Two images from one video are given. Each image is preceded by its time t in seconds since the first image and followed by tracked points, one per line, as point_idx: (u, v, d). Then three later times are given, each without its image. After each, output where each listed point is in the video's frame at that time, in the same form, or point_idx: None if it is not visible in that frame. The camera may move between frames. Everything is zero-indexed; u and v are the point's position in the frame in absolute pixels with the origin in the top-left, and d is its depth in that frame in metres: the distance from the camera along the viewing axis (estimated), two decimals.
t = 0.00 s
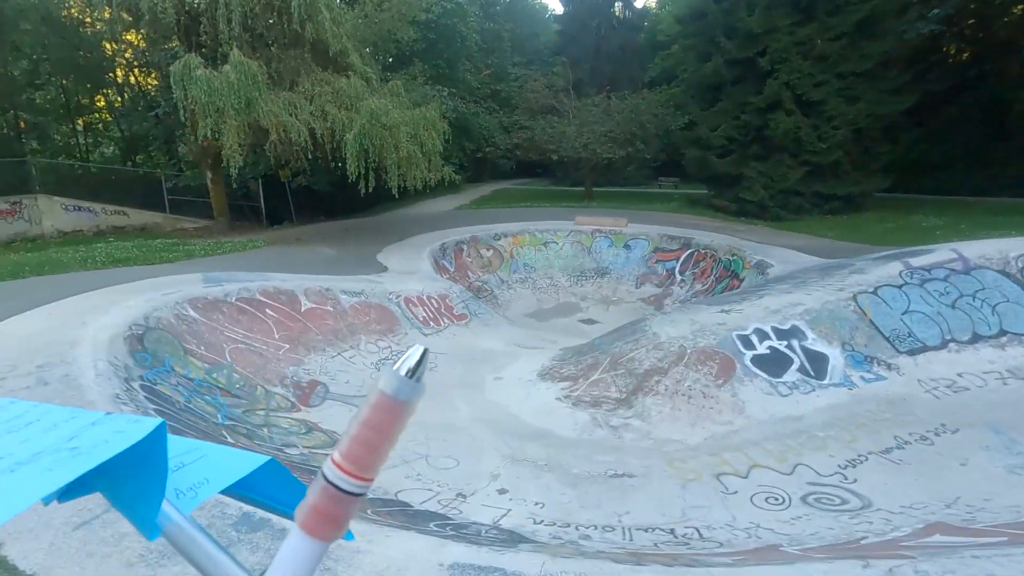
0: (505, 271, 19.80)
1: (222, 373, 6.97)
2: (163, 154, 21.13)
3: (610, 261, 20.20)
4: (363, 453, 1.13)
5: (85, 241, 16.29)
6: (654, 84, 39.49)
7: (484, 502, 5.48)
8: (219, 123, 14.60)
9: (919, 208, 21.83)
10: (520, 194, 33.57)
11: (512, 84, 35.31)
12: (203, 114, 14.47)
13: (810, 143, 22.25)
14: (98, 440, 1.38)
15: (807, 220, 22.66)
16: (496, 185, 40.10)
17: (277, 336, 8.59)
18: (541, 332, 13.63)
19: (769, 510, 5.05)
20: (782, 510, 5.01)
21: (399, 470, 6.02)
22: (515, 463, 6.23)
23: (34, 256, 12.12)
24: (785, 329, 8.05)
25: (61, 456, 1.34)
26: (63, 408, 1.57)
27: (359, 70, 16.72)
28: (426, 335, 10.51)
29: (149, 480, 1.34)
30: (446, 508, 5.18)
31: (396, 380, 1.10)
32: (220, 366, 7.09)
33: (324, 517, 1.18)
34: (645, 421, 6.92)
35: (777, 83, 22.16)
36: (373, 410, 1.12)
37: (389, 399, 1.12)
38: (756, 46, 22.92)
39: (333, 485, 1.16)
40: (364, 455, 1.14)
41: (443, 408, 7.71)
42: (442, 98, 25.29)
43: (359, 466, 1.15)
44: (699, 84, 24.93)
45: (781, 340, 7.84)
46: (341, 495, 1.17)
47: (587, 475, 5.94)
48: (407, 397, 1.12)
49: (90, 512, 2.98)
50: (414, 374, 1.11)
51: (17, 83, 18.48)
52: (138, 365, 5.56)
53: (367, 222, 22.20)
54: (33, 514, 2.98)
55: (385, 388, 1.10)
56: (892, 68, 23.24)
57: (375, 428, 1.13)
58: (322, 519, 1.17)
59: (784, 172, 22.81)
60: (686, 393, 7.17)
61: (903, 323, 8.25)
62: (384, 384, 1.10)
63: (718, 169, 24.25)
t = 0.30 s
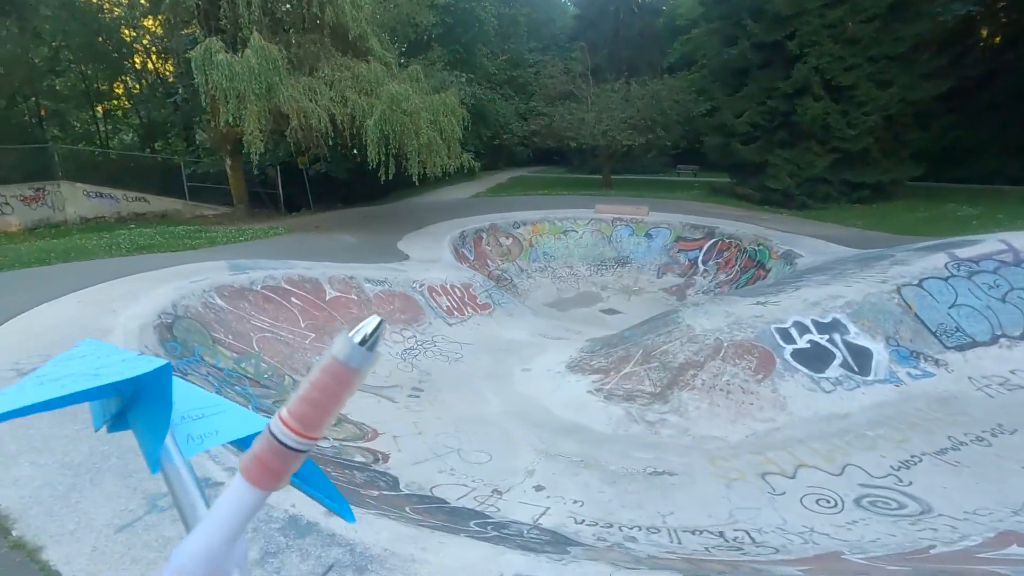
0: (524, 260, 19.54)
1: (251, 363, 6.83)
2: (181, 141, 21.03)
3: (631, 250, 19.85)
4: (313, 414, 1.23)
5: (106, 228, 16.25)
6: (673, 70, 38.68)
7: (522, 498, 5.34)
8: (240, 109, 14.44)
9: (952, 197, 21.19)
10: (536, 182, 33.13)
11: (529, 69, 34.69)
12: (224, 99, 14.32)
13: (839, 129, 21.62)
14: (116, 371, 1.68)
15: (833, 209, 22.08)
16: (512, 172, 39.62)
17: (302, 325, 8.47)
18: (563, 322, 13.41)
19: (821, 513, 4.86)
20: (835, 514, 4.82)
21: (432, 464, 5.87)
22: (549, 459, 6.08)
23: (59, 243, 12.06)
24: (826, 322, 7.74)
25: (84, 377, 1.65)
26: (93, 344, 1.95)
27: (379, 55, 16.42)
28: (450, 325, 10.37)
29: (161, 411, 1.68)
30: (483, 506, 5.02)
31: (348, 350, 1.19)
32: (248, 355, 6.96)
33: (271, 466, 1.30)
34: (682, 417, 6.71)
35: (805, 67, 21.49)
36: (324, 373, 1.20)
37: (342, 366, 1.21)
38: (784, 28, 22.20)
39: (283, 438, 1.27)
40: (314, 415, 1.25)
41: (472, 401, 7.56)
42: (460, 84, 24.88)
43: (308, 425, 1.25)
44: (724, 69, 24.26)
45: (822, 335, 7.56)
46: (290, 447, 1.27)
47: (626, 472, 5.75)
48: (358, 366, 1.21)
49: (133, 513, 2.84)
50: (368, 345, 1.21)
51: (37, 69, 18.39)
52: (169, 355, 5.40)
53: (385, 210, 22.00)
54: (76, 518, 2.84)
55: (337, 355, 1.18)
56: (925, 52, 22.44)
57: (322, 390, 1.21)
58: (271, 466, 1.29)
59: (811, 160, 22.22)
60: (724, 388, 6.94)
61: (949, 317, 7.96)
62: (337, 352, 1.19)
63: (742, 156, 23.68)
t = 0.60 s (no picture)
0: (538, 252, 19.29)
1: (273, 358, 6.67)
2: (191, 131, 20.81)
3: (646, 242, 19.52)
4: (229, 390, 1.05)
5: (117, 219, 16.11)
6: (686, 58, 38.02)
7: (558, 501, 5.17)
8: (253, 98, 14.21)
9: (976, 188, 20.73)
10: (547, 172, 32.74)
11: (539, 58, 34.16)
12: (237, 87, 14.09)
13: (860, 119, 21.14)
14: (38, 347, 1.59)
15: (853, 200, 21.64)
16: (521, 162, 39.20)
17: (321, 319, 8.30)
18: (580, 315, 13.20)
19: (874, 521, 4.67)
20: (889, 523, 4.63)
21: (461, 465, 5.70)
22: (580, 459, 5.89)
23: (72, 234, 11.91)
24: (862, 319, 7.48)
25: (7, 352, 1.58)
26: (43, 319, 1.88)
27: (392, 43, 16.10)
28: (469, 319, 10.17)
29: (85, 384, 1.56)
30: (518, 511, 4.86)
31: (266, 317, 1.00)
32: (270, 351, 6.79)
33: (185, 452, 1.12)
34: (716, 417, 6.50)
35: (827, 54, 20.97)
36: (243, 343, 1.01)
37: (262, 336, 1.03)
38: (805, 15, 21.63)
39: (195, 416, 1.09)
40: (229, 393, 1.07)
41: (496, 398, 7.37)
42: (472, 73, 24.49)
43: (224, 405, 1.07)
44: (741, 56, 23.73)
45: (858, 332, 7.31)
46: (203, 427, 1.09)
47: (661, 474, 5.55)
48: (281, 339, 1.02)
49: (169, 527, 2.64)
50: (295, 316, 1.03)
51: (47, 58, 18.19)
52: (192, 353, 5.23)
53: (396, 201, 21.76)
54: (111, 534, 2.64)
55: (255, 324, 1.00)
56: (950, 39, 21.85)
57: (242, 362, 1.03)
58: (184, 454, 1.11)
59: (830, 150, 21.77)
60: (758, 387, 6.72)
61: (989, 315, 7.71)
62: (255, 322, 1.01)
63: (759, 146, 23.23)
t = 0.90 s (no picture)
0: (547, 243, 19.05)
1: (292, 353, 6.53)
2: (194, 120, 20.48)
3: (656, 233, 19.26)
4: (252, 330, 1.10)
5: (122, 210, 15.87)
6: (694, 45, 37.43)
7: (594, 503, 5.00)
8: (262, 86, 13.94)
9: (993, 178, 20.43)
10: (553, 161, 32.36)
11: (545, 45, 33.63)
12: (246, 75, 13.81)
13: (875, 107, 20.79)
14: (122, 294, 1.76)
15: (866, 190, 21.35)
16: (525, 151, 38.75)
17: (337, 313, 8.12)
18: (594, 308, 12.99)
19: (923, 526, 4.53)
20: (939, 527, 4.51)
21: (488, 465, 5.53)
22: (611, 459, 5.72)
23: (78, 226, 11.67)
24: (894, 313, 7.26)
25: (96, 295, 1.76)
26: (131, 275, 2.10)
27: (400, 29, 15.75)
28: (485, 312, 9.98)
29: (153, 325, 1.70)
30: (553, 514, 4.71)
31: (291, 261, 1.06)
32: (288, 346, 6.61)
33: (211, 384, 1.17)
34: (747, 414, 6.33)
35: (842, 41, 20.55)
36: (269, 284, 1.07)
37: (284, 278, 1.08)
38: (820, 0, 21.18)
39: (219, 348, 1.14)
40: (253, 331, 1.12)
41: (519, 394, 7.20)
42: (478, 60, 24.06)
43: (249, 342, 1.13)
44: (753, 43, 23.29)
45: (891, 327, 7.10)
46: (227, 361, 1.15)
47: (696, 474, 5.39)
48: (304, 282, 1.09)
49: (211, 544, 2.48)
50: (317, 260, 1.09)
51: (47, 46, 17.81)
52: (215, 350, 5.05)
53: (402, 190, 21.48)
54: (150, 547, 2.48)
55: (279, 267, 1.06)
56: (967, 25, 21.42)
57: (267, 302, 1.09)
58: (208, 384, 1.16)
59: (844, 139, 21.42)
60: (790, 383, 6.53)
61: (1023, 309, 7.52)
62: (278, 264, 1.06)
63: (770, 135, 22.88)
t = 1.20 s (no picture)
0: (553, 236, 18.78)
1: (304, 355, 6.29)
2: (193, 111, 20.10)
3: (663, 226, 19.04)
4: (258, 309, 1.00)
5: (121, 204, 15.56)
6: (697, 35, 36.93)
7: (625, 513, 4.80)
8: (265, 76, 13.63)
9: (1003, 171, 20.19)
10: (556, 153, 31.97)
11: (547, 35, 33.13)
12: (248, 65, 13.49)
13: (885, 98, 20.49)
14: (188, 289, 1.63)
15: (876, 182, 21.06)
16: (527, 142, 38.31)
17: (348, 311, 7.89)
18: (603, 304, 12.75)
19: (971, 538, 4.34)
20: (989, 540, 4.31)
21: (512, 472, 5.32)
22: (638, 464, 5.51)
23: (77, 220, 11.39)
24: (923, 311, 7.04)
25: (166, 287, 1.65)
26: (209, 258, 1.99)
27: (404, 18, 15.39)
28: (496, 309, 9.74)
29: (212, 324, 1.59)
30: (583, 525, 4.51)
31: (297, 241, 0.96)
32: (300, 347, 6.37)
33: (224, 367, 1.07)
34: (776, 417, 6.12)
35: (852, 31, 20.19)
36: (275, 264, 0.98)
37: (291, 259, 0.98)
38: None
39: (228, 328, 1.04)
40: (260, 311, 1.02)
41: (537, 395, 6.98)
42: (481, 50, 23.65)
43: (256, 322, 1.02)
44: (761, 33, 22.91)
45: (920, 326, 6.88)
46: (237, 339, 1.04)
47: (728, 481, 5.19)
48: (310, 258, 0.98)
49: None
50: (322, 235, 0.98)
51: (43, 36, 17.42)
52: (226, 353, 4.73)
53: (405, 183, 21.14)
54: (176, 574, 2.30)
55: (283, 249, 0.95)
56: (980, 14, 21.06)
57: (276, 280, 0.99)
58: (218, 368, 1.06)
59: (853, 130, 21.12)
60: (819, 385, 6.32)
61: None
62: (280, 241, 0.96)
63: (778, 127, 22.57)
